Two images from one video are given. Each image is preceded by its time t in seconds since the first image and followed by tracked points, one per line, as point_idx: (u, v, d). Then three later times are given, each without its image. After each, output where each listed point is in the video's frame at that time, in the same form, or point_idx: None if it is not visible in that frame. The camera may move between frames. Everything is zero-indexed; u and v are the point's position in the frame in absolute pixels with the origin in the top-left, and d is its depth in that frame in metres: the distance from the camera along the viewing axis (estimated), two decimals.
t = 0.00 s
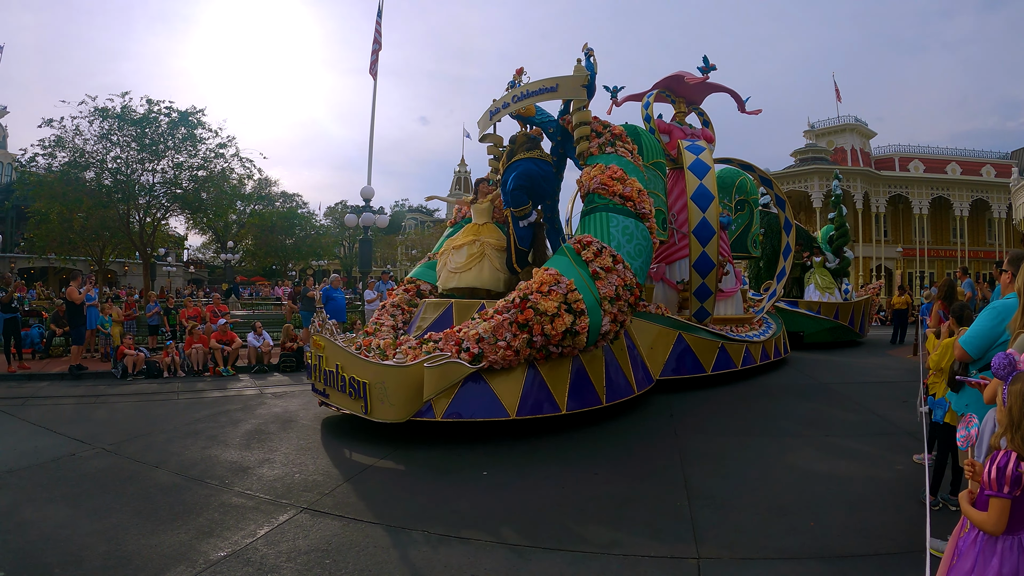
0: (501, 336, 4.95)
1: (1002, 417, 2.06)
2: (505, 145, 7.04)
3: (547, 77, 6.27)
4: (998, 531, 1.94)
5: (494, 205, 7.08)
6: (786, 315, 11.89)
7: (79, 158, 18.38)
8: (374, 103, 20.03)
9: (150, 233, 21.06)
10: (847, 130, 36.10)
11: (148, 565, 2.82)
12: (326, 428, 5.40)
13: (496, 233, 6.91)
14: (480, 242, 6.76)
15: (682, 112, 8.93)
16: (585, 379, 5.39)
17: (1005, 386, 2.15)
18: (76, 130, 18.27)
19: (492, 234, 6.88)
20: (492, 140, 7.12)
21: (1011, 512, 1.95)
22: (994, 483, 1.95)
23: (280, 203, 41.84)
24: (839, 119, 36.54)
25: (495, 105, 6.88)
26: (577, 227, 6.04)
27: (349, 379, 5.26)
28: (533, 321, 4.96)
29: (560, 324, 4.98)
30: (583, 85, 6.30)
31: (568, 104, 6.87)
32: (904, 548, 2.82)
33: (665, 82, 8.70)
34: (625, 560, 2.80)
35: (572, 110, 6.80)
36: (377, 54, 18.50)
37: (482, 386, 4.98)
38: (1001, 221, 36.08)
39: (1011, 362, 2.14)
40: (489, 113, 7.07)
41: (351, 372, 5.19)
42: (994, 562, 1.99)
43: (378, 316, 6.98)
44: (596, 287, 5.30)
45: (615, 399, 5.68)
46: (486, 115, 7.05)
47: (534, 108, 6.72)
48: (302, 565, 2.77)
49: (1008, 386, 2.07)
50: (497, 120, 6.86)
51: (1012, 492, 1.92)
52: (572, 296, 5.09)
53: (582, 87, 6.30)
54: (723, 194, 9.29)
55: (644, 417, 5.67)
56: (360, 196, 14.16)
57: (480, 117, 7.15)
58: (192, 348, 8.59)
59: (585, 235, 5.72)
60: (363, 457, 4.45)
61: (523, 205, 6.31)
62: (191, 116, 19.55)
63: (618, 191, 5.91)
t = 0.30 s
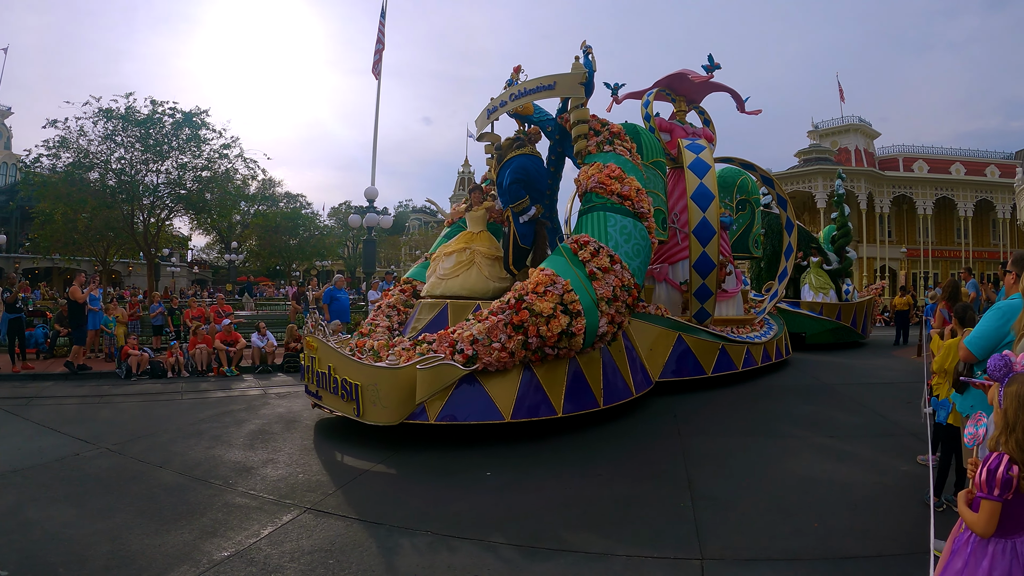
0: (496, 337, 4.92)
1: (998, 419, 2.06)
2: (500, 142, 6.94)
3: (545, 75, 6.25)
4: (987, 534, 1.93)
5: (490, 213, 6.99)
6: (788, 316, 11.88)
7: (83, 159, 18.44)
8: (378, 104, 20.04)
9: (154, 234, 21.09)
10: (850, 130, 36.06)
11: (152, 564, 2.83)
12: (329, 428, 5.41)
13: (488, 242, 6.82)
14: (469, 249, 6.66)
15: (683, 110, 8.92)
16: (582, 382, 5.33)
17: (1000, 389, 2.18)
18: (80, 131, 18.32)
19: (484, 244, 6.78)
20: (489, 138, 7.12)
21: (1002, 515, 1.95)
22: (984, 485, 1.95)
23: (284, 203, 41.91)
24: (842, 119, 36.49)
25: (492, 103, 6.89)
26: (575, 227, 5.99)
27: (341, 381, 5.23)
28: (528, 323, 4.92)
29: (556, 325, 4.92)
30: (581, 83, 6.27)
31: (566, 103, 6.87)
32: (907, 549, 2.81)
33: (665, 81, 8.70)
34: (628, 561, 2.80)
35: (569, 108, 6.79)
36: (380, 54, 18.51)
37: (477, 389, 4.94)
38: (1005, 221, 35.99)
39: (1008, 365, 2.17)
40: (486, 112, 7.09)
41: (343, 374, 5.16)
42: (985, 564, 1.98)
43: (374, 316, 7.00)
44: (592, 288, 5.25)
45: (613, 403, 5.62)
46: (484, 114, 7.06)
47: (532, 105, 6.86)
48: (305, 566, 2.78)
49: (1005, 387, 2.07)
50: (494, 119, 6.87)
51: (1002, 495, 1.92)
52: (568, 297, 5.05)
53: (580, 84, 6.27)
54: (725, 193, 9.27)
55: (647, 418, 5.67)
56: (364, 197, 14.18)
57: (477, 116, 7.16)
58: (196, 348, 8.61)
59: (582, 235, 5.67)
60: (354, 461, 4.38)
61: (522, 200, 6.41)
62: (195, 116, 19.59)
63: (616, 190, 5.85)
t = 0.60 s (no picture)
0: (490, 339, 4.85)
1: (992, 423, 2.07)
2: (501, 144, 7.06)
3: (542, 73, 6.22)
4: (982, 537, 1.93)
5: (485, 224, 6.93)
6: (791, 317, 11.86)
7: (88, 159, 18.51)
8: (382, 104, 20.07)
9: (159, 234, 21.14)
10: (854, 130, 36.01)
11: (157, 564, 2.84)
12: (332, 429, 5.41)
13: (485, 256, 6.75)
14: (466, 263, 6.59)
15: (683, 109, 8.92)
16: (579, 384, 5.29)
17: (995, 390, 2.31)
18: (85, 132, 18.39)
19: (480, 257, 6.70)
20: (487, 137, 7.12)
21: (996, 518, 1.95)
22: (976, 488, 1.95)
23: (288, 203, 41.98)
24: (846, 119, 36.42)
25: (490, 102, 6.90)
26: (573, 225, 5.98)
27: (334, 383, 5.20)
28: (524, 324, 4.86)
29: (551, 326, 4.86)
30: (579, 80, 6.23)
31: (563, 102, 6.88)
32: (911, 550, 2.81)
33: (664, 81, 8.71)
34: (632, 561, 2.80)
35: (567, 106, 6.75)
36: (384, 55, 18.54)
37: (471, 391, 4.88)
38: (1010, 222, 35.88)
39: (1002, 366, 2.29)
40: (484, 111, 7.09)
41: (336, 375, 5.13)
42: (981, 568, 1.98)
43: (370, 317, 7.03)
44: (590, 289, 5.21)
45: (609, 406, 5.56)
46: (482, 113, 7.06)
47: (529, 103, 6.94)
48: (309, 565, 2.78)
49: (997, 391, 2.09)
50: (492, 117, 6.86)
51: (995, 498, 1.92)
52: (564, 298, 4.98)
53: (577, 82, 6.23)
54: (726, 192, 9.29)
55: (650, 420, 5.65)
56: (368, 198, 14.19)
57: (475, 114, 7.16)
58: (201, 348, 8.63)
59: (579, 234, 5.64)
60: (345, 465, 4.32)
61: (516, 196, 6.49)
62: (199, 117, 19.64)
63: (614, 189, 5.81)
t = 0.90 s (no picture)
0: (485, 339, 4.80)
1: (989, 426, 2.08)
2: (498, 143, 7.06)
3: (540, 70, 6.21)
4: (979, 541, 1.92)
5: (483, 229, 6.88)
6: (793, 318, 11.83)
7: (93, 160, 18.57)
8: (387, 104, 20.08)
9: (164, 234, 21.18)
10: (859, 130, 35.95)
11: (162, 563, 2.84)
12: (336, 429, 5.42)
13: (484, 258, 6.73)
14: (463, 266, 6.59)
15: (685, 107, 8.94)
16: (577, 387, 5.19)
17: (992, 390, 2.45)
18: (90, 132, 18.44)
19: (478, 259, 6.68)
20: (486, 136, 7.13)
21: (995, 521, 1.94)
22: (973, 491, 1.94)
23: (292, 204, 42.02)
24: (850, 120, 36.34)
25: (487, 101, 6.92)
26: (571, 224, 5.98)
27: (325, 384, 5.13)
28: (519, 324, 4.83)
29: (547, 328, 4.83)
30: (577, 77, 6.19)
31: (561, 100, 6.88)
32: (915, 552, 2.80)
33: (666, 80, 8.74)
34: (636, 562, 2.80)
35: (565, 104, 6.72)
36: (390, 55, 18.54)
37: (466, 393, 4.80)
38: (1016, 223, 35.75)
39: (999, 368, 2.44)
40: (481, 110, 7.12)
41: (328, 377, 5.06)
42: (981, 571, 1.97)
43: (367, 317, 7.06)
44: (587, 288, 5.20)
45: (608, 409, 5.45)
46: (479, 112, 7.08)
47: (527, 101, 6.97)
48: (314, 566, 2.79)
49: (995, 393, 2.10)
50: (490, 116, 6.88)
51: (993, 501, 1.91)
52: (560, 299, 4.98)
53: (576, 79, 6.18)
54: (728, 191, 9.29)
55: (652, 421, 5.64)
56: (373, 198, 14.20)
57: (473, 113, 7.18)
58: (206, 348, 8.66)
59: (577, 233, 5.63)
60: (337, 469, 4.25)
61: (510, 196, 6.41)
62: (204, 117, 19.65)
63: (613, 187, 5.80)
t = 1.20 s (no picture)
0: (479, 341, 4.74)
1: (989, 429, 2.08)
2: (496, 142, 7.08)
3: (538, 68, 6.20)
4: (983, 544, 1.91)
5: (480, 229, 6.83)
6: (796, 319, 11.80)
7: (98, 160, 18.63)
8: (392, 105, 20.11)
9: (169, 235, 21.22)
10: (864, 130, 35.88)
11: (166, 563, 2.85)
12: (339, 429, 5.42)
13: (481, 259, 6.68)
14: (461, 267, 6.56)
15: (686, 106, 8.97)
16: (574, 390, 5.16)
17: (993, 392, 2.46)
18: (96, 133, 18.50)
19: (476, 260, 6.64)
20: (484, 135, 7.14)
21: (998, 524, 1.93)
22: (976, 494, 1.93)
23: (297, 205, 42.07)
24: (855, 120, 36.27)
25: (486, 99, 6.93)
26: (570, 223, 5.97)
27: (318, 386, 5.09)
28: (515, 326, 4.79)
29: (543, 329, 4.80)
30: (575, 75, 6.16)
31: (560, 99, 6.87)
32: (920, 553, 2.79)
33: (668, 79, 8.74)
34: (641, 563, 2.80)
35: (563, 102, 6.70)
36: (395, 56, 18.56)
37: (460, 395, 4.76)
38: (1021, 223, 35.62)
39: (999, 370, 2.45)
40: (479, 108, 7.13)
41: (320, 379, 5.02)
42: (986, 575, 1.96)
43: (363, 319, 7.06)
44: (584, 289, 5.15)
45: (606, 412, 5.40)
46: (478, 110, 7.09)
47: (526, 99, 6.98)
48: (318, 567, 2.79)
49: (995, 396, 2.10)
50: (489, 114, 6.89)
51: (995, 504, 1.90)
52: (557, 299, 4.95)
53: (574, 77, 6.16)
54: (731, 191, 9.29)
55: (655, 423, 5.63)
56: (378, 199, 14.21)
57: (471, 112, 7.18)
58: (211, 348, 8.68)
59: (575, 233, 5.62)
60: (329, 472, 4.18)
61: (505, 195, 6.37)
62: (209, 118, 19.69)
63: (611, 186, 5.79)
